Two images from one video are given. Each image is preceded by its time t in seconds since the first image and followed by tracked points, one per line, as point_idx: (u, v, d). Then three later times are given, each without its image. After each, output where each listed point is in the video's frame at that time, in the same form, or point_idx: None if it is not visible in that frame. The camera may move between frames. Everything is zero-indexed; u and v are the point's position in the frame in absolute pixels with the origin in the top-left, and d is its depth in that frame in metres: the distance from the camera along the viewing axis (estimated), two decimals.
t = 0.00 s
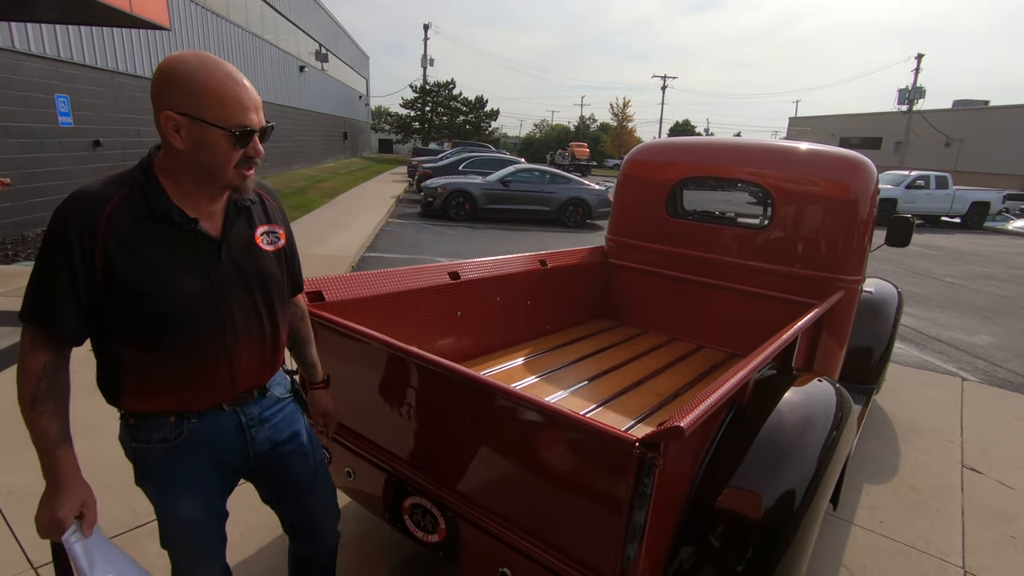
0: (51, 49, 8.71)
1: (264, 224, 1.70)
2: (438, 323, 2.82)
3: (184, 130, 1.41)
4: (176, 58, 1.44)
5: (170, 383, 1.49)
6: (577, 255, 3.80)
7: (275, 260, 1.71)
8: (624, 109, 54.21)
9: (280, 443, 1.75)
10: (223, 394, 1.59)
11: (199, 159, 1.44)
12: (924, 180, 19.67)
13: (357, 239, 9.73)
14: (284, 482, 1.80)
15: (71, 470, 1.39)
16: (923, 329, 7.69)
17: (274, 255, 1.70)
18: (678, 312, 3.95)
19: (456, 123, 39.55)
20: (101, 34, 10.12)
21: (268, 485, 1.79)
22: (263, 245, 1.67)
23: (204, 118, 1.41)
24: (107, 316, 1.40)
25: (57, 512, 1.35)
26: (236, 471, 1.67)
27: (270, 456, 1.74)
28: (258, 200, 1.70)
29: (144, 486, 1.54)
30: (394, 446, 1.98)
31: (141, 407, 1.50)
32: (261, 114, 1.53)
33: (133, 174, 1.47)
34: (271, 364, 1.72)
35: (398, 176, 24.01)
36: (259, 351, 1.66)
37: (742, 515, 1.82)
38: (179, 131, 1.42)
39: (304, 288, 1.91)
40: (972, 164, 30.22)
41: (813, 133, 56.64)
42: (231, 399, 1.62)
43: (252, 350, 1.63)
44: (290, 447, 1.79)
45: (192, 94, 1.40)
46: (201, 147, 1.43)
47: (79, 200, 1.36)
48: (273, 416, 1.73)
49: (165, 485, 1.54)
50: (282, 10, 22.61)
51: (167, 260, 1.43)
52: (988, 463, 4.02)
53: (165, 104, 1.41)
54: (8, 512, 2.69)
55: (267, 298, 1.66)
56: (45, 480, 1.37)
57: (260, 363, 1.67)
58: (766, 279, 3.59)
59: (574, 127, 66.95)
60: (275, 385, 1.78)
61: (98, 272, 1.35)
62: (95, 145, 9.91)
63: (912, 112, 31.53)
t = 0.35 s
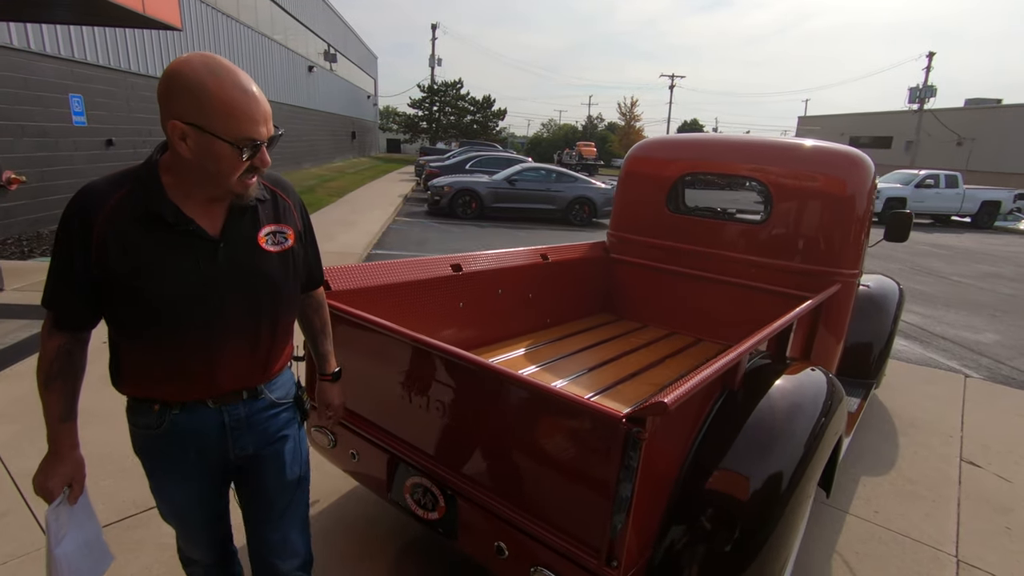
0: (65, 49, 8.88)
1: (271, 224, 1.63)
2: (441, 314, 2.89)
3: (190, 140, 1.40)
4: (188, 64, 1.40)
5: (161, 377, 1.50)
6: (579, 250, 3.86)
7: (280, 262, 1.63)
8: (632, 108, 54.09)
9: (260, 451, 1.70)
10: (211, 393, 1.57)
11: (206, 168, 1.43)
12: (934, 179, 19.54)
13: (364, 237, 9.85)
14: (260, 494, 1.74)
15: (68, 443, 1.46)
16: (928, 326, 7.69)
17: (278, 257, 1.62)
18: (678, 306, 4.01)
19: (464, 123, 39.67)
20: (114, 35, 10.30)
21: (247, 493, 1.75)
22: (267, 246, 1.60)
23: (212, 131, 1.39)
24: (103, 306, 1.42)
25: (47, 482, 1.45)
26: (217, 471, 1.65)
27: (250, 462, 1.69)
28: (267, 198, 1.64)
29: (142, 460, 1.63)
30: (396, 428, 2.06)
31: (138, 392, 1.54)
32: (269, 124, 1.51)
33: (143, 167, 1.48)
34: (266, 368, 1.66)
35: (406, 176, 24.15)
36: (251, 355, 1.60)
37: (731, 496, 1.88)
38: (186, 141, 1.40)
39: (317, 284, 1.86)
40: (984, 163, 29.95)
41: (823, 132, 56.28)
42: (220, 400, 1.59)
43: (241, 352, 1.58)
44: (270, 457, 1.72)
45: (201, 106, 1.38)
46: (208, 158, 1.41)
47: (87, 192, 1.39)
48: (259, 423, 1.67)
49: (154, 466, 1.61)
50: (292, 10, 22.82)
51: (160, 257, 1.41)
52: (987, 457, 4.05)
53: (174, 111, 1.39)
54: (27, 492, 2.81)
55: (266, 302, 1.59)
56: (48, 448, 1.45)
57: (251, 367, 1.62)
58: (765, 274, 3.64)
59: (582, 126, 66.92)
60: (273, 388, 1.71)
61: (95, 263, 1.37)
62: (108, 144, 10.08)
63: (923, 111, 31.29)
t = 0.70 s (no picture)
0: (79, 50, 9.04)
1: (274, 233, 1.51)
2: (439, 307, 2.94)
3: (195, 144, 1.29)
4: (208, 61, 1.29)
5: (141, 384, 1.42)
6: (579, 246, 3.90)
7: (278, 274, 1.51)
8: (641, 108, 53.95)
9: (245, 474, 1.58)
10: (193, 411, 1.47)
11: (207, 175, 1.32)
12: (946, 179, 19.36)
13: (370, 235, 9.94)
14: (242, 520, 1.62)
15: (66, 446, 1.41)
16: (935, 326, 7.65)
17: (277, 268, 1.50)
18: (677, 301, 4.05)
19: (473, 123, 39.77)
20: (126, 36, 10.47)
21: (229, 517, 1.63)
22: (265, 256, 1.48)
23: (221, 140, 1.29)
24: (86, 300, 1.35)
25: (47, 489, 1.39)
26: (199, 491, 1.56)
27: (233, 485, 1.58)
28: (274, 205, 1.52)
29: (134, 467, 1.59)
30: (391, 415, 2.11)
31: (122, 395, 1.47)
32: (287, 140, 1.40)
33: (142, 162, 1.41)
34: (254, 392, 1.55)
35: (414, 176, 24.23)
36: (237, 373, 1.50)
37: (718, 484, 1.91)
38: (190, 143, 1.29)
39: (328, 299, 1.71)
40: (998, 163, 29.60)
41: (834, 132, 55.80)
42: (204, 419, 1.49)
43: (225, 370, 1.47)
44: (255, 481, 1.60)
45: (214, 110, 1.27)
46: (212, 166, 1.30)
47: (82, 181, 1.32)
48: (245, 445, 1.56)
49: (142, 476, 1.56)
50: (302, 11, 23.02)
51: (150, 257, 1.33)
52: (988, 454, 4.03)
53: (183, 111, 1.28)
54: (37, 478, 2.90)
55: (256, 320, 1.48)
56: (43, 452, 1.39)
57: (238, 388, 1.51)
58: (764, 270, 3.66)
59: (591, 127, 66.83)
60: (265, 409, 1.59)
61: (79, 251, 1.29)
62: (120, 143, 10.25)
63: (936, 111, 30.94)
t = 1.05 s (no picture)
0: (91, 50, 9.18)
1: (274, 227, 1.51)
2: (435, 300, 3.00)
3: (218, 135, 1.26)
4: (249, 55, 1.28)
5: (125, 388, 1.33)
6: (577, 242, 3.94)
7: (277, 270, 1.50)
8: (652, 108, 53.53)
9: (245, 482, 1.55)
10: (186, 413, 1.40)
11: (220, 169, 1.29)
12: (957, 179, 19.15)
13: (376, 233, 10.03)
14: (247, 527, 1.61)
15: (24, 470, 1.23)
16: (940, 325, 7.60)
17: (276, 263, 1.49)
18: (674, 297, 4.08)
19: (481, 123, 39.88)
20: (138, 37, 10.63)
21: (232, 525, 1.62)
22: (265, 250, 1.47)
23: (248, 136, 1.27)
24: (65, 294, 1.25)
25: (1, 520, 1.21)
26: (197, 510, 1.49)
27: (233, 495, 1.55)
28: (275, 200, 1.53)
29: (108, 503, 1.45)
30: (384, 403, 2.17)
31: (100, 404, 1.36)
32: (310, 146, 1.40)
33: (132, 148, 1.33)
34: (253, 393, 1.51)
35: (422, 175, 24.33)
36: (234, 371, 1.45)
37: (701, 471, 1.95)
38: (213, 134, 1.26)
39: (317, 301, 1.69)
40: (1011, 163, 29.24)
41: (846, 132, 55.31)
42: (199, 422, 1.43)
43: (220, 370, 1.42)
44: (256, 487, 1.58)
45: (248, 105, 1.25)
46: (229, 160, 1.28)
47: (59, 164, 1.24)
48: (243, 454, 1.52)
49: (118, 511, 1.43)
50: (312, 11, 23.19)
51: (142, 248, 1.26)
52: (987, 452, 4.02)
53: (212, 98, 1.25)
54: (44, 464, 2.99)
55: (252, 319, 1.44)
56: None
57: (235, 388, 1.46)
58: (760, 266, 3.69)
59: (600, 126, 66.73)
60: (264, 414, 1.56)
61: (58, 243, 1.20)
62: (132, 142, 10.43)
63: (949, 110, 30.60)
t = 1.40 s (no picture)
0: (103, 50, 9.32)
1: (266, 210, 1.53)
2: (435, 291, 3.05)
3: (224, 114, 1.26)
4: (252, 32, 1.28)
5: (129, 387, 1.28)
6: (577, 236, 3.99)
7: (274, 251, 1.54)
8: (660, 109, 53.40)
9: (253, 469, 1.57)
10: (200, 404, 1.39)
11: (223, 151, 1.29)
12: (968, 179, 18.97)
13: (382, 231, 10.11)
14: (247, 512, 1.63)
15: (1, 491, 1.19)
16: (945, 324, 7.56)
17: (273, 246, 1.54)
18: (673, 291, 4.12)
19: (488, 123, 39.95)
20: (148, 37, 10.78)
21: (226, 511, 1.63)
22: (264, 234, 1.50)
23: (256, 115, 1.28)
24: (56, 295, 1.19)
25: None
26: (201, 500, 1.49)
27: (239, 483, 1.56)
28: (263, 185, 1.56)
29: (94, 522, 1.34)
30: (382, 386, 2.23)
31: (95, 416, 1.29)
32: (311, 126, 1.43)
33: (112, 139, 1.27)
34: (260, 378, 1.52)
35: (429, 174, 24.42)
36: (245, 356, 1.45)
37: (689, 455, 1.99)
38: (218, 113, 1.26)
39: (304, 282, 1.72)
40: None
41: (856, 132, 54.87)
42: (214, 410, 1.42)
43: (231, 357, 1.42)
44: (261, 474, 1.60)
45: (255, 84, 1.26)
46: (235, 139, 1.28)
47: (35, 154, 1.17)
48: (252, 440, 1.54)
49: (116, 525, 1.34)
50: (320, 12, 23.34)
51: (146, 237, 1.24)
52: (987, 447, 4.02)
53: (215, 75, 1.25)
54: (54, 448, 3.06)
55: (257, 300, 1.47)
56: None
57: (245, 373, 1.47)
58: (758, 260, 3.71)
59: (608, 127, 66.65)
60: (266, 399, 1.60)
61: (50, 245, 1.15)
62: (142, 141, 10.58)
63: (961, 109, 30.29)
